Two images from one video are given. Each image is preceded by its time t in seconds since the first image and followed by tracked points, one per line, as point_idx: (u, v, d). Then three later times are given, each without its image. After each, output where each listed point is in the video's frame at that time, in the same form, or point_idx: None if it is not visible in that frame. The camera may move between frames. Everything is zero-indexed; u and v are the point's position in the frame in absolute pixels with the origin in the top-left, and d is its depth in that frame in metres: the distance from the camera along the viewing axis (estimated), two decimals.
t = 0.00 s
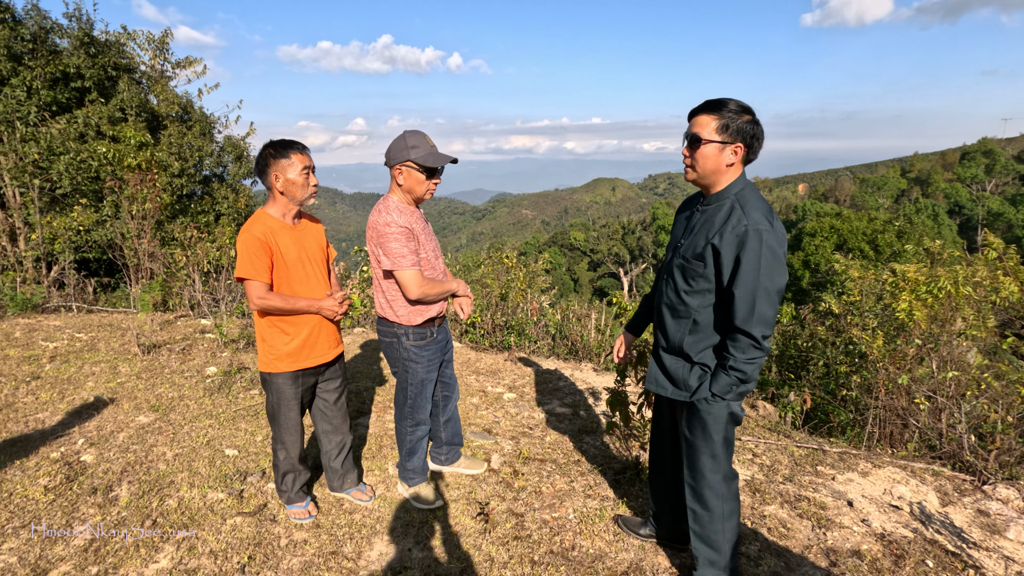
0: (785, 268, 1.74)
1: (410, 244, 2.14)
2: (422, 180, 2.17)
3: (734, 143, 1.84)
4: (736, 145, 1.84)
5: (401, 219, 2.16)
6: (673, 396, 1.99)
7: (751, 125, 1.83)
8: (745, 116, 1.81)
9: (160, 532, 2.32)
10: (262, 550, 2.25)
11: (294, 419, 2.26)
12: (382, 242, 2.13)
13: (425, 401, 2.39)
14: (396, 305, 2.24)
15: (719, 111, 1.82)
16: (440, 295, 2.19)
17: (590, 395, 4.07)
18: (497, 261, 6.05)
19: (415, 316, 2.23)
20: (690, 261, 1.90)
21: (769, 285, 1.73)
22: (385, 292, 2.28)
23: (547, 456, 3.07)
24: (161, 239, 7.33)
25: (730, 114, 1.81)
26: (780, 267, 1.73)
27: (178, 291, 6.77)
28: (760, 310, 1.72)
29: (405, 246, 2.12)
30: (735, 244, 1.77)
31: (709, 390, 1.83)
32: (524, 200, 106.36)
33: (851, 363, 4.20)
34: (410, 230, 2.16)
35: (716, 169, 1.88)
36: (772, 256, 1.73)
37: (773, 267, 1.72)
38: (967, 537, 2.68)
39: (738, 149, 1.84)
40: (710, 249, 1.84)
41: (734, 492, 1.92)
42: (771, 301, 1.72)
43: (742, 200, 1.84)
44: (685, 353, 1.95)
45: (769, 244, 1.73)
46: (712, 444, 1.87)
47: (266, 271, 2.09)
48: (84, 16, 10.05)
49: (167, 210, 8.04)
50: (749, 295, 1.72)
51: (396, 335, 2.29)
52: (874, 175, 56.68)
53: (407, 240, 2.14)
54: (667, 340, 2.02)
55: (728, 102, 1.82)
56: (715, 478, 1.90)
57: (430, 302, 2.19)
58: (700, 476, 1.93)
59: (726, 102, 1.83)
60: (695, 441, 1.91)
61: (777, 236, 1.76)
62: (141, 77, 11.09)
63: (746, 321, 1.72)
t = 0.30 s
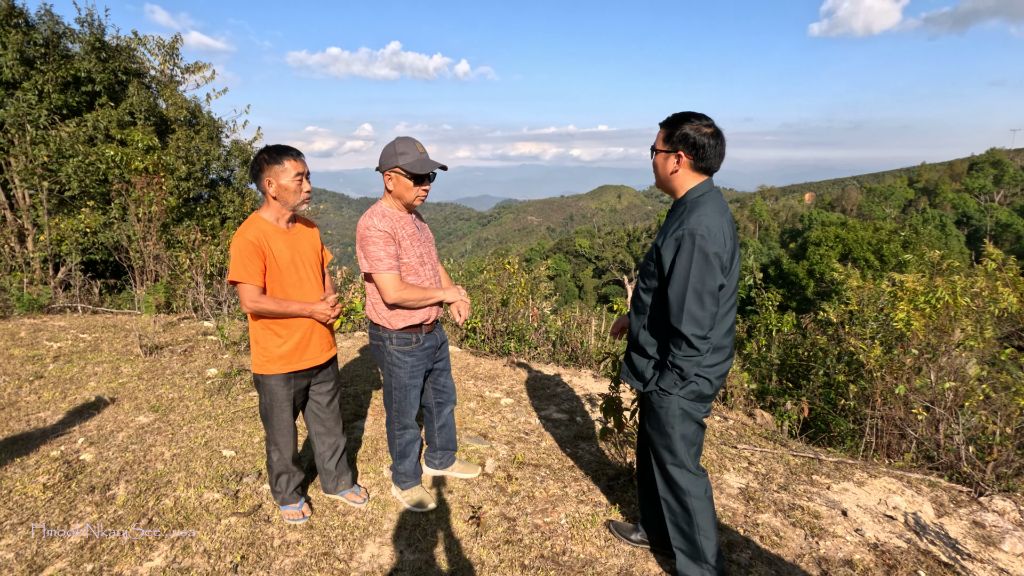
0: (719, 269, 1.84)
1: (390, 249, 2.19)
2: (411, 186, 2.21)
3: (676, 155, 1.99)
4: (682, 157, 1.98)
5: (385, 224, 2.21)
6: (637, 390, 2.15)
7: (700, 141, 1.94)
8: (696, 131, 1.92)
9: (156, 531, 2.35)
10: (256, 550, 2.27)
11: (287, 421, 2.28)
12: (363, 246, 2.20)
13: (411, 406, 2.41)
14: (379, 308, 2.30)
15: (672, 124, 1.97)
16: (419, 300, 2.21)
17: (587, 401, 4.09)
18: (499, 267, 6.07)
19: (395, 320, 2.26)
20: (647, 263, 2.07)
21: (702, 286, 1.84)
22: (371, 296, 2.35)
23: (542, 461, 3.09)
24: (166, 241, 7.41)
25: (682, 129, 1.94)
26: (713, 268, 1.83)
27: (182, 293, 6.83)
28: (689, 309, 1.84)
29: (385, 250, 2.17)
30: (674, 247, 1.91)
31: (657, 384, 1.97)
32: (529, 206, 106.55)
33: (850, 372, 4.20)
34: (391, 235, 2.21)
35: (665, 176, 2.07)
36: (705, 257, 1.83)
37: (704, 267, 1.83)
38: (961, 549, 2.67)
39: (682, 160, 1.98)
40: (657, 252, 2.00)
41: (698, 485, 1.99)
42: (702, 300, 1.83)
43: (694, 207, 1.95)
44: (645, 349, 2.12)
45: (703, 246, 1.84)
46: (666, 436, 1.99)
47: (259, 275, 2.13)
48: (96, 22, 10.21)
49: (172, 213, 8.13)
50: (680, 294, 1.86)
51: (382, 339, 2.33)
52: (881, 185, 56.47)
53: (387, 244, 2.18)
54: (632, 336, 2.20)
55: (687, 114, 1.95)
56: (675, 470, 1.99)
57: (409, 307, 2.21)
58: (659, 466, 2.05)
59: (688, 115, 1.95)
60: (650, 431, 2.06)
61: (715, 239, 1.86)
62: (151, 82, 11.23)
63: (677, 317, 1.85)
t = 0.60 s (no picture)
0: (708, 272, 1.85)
1: (388, 258, 2.21)
2: (413, 196, 2.25)
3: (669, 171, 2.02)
4: (669, 168, 2.02)
5: (384, 233, 2.23)
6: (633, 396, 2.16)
7: (684, 158, 1.99)
8: (674, 143, 1.97)
9: (154, 536, 2.36)
10: (253, 557, 2.27)
11: (281, 428, 2.30)
12: (361, 256, 2.22)
13: (408, 414, 2.42)
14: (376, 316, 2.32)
15: (656, 144, 1.99)
16: (416, 310, 2.23)
17: (587, 410, 4.09)
18: (500, 276, 6.08)
19: (392, 329, 2.28)
20: (637, 269, 2.09)
21: (692, 289, 1.85)
22: (370, 305, 2.37)
23: (540, 471, 3.09)
24: (170, 246, 7.45)
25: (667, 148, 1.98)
26: (703, 271, 1.85)
27: (185, 297, 6.86)
28: (681, 312, 1.85)
29: (383, 260, 2.19)
30: (663, 252, 1.93)
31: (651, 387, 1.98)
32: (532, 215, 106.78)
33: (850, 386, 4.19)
34: (390, 245, 2.23)
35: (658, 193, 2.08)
36: (693, 261, 1.85)
37: (694, 271, 1.85)
38: (960, 564, 2.66)
39: (670, 171, 2.02)
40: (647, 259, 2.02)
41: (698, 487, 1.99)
42: (693, 303, 1.85)
43: (680, 214, 1.98)
44: (639, 354, 2.13)
45: (692, 250, 1.86)
46: (659, 440, 1.99)
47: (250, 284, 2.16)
48: (105, 29, 10.33)
49: (176, 218, 8.18)
50: (669, 299, 1.87)
51: (380, 348, 2.35)
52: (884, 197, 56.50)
53: (386, 254, 2.20)
54: (626, 342, 2.21)
55: (659, 135, 1.99)
56: (670, 475, 1.99)
57: (406, 316, 2.23)
58: (654, 471, 2.05)
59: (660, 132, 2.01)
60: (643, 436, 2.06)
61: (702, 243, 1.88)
62: (158, 88, 11.33)
63: (669, 321, 1.86)
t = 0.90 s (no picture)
0: (725, 275, 1.92)
1: (399, 267, 2.23)
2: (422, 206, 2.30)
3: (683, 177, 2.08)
4: (684, 176, 2.08)
5: (394, 243, 2.24)
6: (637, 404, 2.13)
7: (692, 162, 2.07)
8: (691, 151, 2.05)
9: (154, 542, 2.37)
10: (252, 563, 2.28)
11: (277, 433, 2.31)
12: (373, 265, 2.21)
13: (410, 422, 2.44)
14: (382, 326, 2.32)
15: (669, 152, 2.03)
16: (424, 319, 2.25)
17: (585, 416, 4.11)
18: (500, 280, 6.11)
19: (399, 338, 2.30)
20: (643, 277, 2.08)
21: (712, 293, 1.90)
22: (373, 315, 2.37)
23: (538, 477, 3.11)
24: (171, 249, 7.48)
25: (680, 155, 2.04)
26: (720, 273, 1.91)
27: (186, 300, 6.87)
28: (705, 315, 1.88)
29: (394, 269, 2.21)
30: (679, 258, 1.95)
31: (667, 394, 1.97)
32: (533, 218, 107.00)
33: (848, 393, 4.21)
34: (399, 254, 2.24)
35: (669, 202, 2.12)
36: (712, 265, 1.90)
37: (713, 274, 1.90)
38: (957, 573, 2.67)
39: (686, 179, 2.08)
40: (657, 265, 2.02)
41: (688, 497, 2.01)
42: (714, 306, 1.89)
43: (684, 222, 2.03)
44: (646, 362, 2.11)
45: (710, 256, 1.91)
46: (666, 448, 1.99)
47: (239, 294, 2.18)
48: (108, 32, 10.40)
49: (178, 221, 8.21)
50: (693, 304, 1.89)
51: (383, 356, 2.36)
52: (884, 202, 56.55)
53: (396, 264, 2.22)
54: (628, 351, 2.18)
55: (670, 143, 2.03)
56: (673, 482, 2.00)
57: (414, 325, 2.25)
58: (659, 479, 2.03)
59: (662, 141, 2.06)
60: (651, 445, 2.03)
61: (715, 249, 1.94)
62: (160, 91, 11.38)
63: (693, 325, 1.88)
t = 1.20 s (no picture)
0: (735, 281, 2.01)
1: (401, 272, 2.23)
2: (420, 211, 2.29)
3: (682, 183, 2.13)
4: (682, 185, 2.13)
5: (396, 248, 2.25)
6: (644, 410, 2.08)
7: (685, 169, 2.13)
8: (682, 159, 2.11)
9: (153, 546, 2.37)
10: (250, 567, 2.29)
11: (276, 438, 2.31)
12: (375, 269, 2.21)
13: (409, 427, 2.44)
14: (383, 330, 2.32)
15: (664, 163, 2.07)
16: (425, 324, 2.26)
17: (585, 420, 4.11)
18: (500, 283, 6.11)
19: (399, 343, 2.30)
20: (654, 282, 2.09)
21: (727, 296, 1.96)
22: (372, 320, 2.36)
23: (537, 481, 3.11)
24: (172, 250, 7.49)
25: (675, 163, 2.08)
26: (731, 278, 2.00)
27: (186, 302, 6.88)
28: (723, 317, 1.94)
29: (396, 275, 2.21)
30: (695, 262, 2.00)
31: (680, 395, 1.97)
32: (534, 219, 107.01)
33: (847, 397, 4.20)
34: (402, 259, 2.25)
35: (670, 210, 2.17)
36: (726, 269, 1.98)
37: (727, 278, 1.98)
38: None
39: (685, 188, 2.14)
40: (672, 270, 2.05)
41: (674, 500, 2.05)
42: (730, 308, 1.96)
43: (688, 228, 2.09)
44: (654, 367, 2.09)
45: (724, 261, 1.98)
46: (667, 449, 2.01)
47: (241, 296, 2.20)
48: (110, 33, 10.41)
49: (179, 222, 8.22)
50: (713, 306, 1.93)
51: (382, 362, 2.36)
52: (885, 204, 56.53)
53: (398, 269, 2.22)
54: (634, 357, 2.15)
55: (662, 153, 2.07)
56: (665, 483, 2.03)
57: (415, 331, 2.26)
58: (662, 482, 2.03)
59: (649, 153, 2.11)
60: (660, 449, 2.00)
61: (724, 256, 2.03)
62: (162, 92, 11.40)
63: (714, 326, 1.92)
